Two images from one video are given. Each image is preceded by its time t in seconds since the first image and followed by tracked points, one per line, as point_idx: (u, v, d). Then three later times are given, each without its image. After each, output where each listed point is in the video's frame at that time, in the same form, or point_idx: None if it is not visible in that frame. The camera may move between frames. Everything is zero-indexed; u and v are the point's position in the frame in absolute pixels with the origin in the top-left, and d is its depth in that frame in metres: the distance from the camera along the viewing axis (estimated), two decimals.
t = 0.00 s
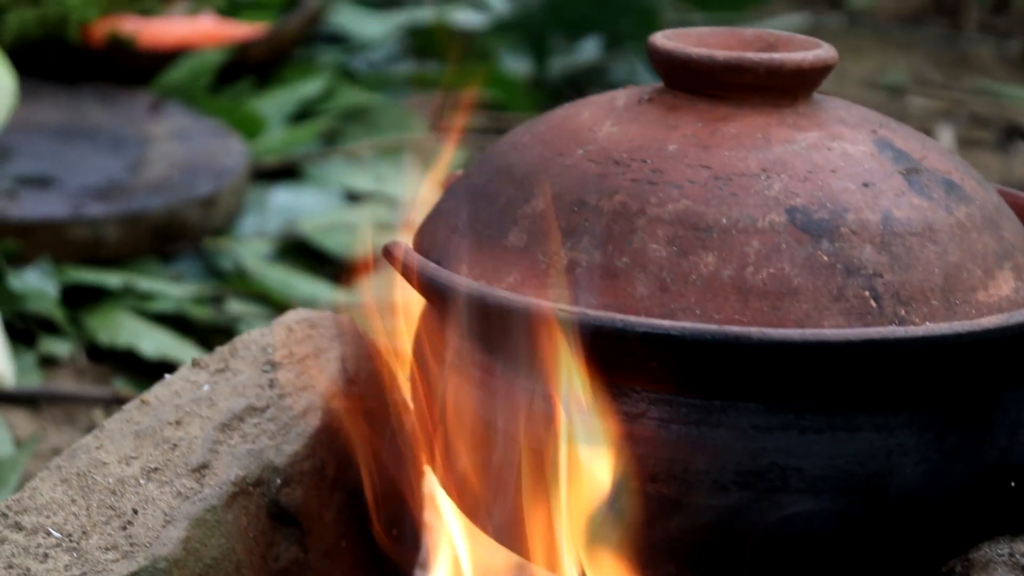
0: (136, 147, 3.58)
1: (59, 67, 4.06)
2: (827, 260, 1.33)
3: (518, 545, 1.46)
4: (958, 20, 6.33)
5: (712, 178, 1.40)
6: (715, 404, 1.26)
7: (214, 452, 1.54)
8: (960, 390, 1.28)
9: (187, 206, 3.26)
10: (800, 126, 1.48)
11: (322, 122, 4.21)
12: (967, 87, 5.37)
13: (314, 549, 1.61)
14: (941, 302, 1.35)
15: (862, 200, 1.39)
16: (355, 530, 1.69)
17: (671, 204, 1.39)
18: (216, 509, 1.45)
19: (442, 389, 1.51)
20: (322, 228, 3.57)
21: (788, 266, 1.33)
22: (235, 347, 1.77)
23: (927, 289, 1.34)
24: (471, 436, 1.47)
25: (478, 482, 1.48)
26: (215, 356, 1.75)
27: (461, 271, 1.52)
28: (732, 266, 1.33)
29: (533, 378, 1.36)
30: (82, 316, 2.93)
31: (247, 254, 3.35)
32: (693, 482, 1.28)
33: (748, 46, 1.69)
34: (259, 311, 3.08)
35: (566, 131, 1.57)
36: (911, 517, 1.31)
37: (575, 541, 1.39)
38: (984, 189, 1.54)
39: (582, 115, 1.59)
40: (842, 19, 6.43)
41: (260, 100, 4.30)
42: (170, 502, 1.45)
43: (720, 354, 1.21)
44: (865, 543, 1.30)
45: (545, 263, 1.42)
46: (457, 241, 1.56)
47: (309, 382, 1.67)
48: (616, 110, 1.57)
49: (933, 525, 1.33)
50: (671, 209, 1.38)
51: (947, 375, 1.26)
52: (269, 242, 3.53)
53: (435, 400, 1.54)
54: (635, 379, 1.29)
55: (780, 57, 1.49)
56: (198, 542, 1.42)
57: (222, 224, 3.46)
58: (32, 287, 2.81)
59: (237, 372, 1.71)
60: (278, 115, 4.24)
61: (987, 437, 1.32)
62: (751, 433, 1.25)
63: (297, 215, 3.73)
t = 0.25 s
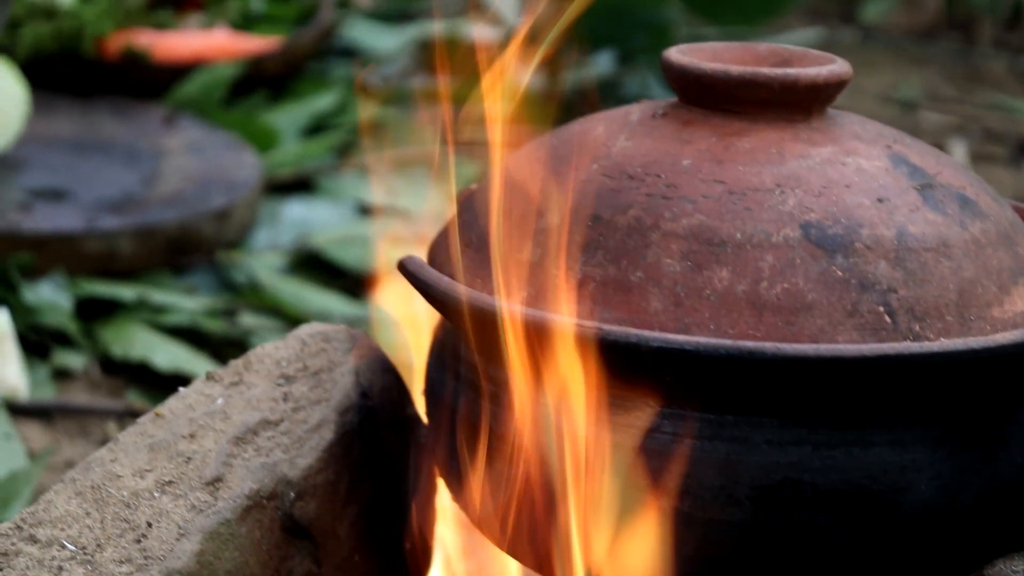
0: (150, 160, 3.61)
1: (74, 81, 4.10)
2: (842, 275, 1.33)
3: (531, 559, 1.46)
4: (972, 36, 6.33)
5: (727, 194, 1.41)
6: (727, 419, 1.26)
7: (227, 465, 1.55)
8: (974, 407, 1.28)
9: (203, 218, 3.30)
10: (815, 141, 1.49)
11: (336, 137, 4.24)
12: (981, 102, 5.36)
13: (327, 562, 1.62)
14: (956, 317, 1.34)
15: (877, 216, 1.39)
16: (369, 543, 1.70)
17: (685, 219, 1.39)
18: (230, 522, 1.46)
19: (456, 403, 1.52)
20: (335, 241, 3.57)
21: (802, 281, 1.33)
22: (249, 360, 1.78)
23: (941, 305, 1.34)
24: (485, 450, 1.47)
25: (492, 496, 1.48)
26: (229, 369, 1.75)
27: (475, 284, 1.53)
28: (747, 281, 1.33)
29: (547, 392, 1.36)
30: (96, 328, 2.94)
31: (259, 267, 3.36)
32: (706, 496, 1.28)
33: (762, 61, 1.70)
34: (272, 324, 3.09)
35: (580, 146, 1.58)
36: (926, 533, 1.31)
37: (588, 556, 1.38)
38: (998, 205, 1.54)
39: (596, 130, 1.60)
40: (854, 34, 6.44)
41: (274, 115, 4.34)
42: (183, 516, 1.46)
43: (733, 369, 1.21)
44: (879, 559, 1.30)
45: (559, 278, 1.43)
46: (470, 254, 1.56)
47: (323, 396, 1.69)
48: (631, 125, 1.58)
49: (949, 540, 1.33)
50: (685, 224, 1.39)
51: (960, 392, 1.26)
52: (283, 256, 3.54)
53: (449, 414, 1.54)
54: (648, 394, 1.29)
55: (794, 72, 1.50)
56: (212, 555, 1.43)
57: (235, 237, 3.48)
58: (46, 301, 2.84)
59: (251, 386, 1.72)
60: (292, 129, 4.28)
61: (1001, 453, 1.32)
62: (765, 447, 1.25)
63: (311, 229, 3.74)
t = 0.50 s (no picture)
0: (165, 172, 3.64)
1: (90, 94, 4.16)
2: (857, 289, 1.33)
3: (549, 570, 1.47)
4: (988, 50, 6.32)
5: (743, 207, 1.41)
6: (743, 433, 1.25)
7: (243, 477, 1.56)
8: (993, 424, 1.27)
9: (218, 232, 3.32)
10: (831, 155, 1.49)
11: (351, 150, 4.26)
12: (997, 116, 5.35)
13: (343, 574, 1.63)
14: (972, 332, 1.34)
15: (893, 229, 1.39)
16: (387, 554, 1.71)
17: (701, 233, 1.39)
18: (245, 535, 1.47)
19: (471, 416, 1.52)
20: (349, 253, 3.57)
21: (818, 295, 1.33)
22: (264, 373, 1.80)
23: (957, 319, 1.34)
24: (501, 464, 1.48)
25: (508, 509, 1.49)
26: (244, 382, 1.77)
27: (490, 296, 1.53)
28: (762, 295, 1.34)
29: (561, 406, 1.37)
30: (111, 340, 2.96)
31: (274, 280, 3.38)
32: (721, 510, 1.28)
33: (778, 74, 1.70)
34: (288, 335, 3.11)
35: (596, 159, 1.58)
36: (941, 547, 1.31)
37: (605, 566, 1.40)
38: (1015, 219, 1.53)
39: (612, 144, 1.61)
40: (870, 48, 6.43)
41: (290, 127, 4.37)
42: (199, 528, 1.47)
43: (749, 382, 1.21)
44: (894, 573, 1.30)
45: (574, 291, 1.43)
46: (486, 267, 1.57)
47: (338, 409, 1.70)
48: (646, 138, 1.59)
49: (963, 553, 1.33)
50: (701, 238, 1.39)
51: (978, 407, 1.25)
52: (298, 268, 3.56)
53: (464, 427, 1.55)
54: (662, 406, 1.28)
55: (809, 86, 1.50)
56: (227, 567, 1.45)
57: (251, 249, 3.50)
58: (61, 311, 2.85)
59: (266, 399, 1.73)
60: (308, 141, 4.30)
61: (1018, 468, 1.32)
62: (781, 462, 1.25)
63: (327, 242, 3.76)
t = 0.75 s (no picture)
0: (184, 185, 3.68)
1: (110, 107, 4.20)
2: (876, 303, 1.33)
3: None
4: (1008, 63, 6.30)
5: (761, 221, 1.41)
6: (762, 447, 1.26)
7: (261, 491, 1.57)
8: (1012, 439, 1.27)
9: (237, 247, 3.35)
10: (850, 169, 1.49)
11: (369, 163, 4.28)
12: (1017, 129, 5.32)
13: None
14: (991, 346, 1.34)
15: (912, 243, 1.39)
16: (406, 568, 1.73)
17: (719, 246, 1.40)
18: (264, 547, 1.50)
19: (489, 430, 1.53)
20: (367, 267, 3.58)
21: (837, 308, 1.33)
22: (283, 386, 1.80)
23: (977, 333, 1.34)
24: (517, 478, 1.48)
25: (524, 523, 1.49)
26: (263, 395, 1.78)
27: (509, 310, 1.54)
28: (781, 309, 1.34)
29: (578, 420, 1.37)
30: (130, 353, 2.97)
31: (292, 293, 3.40)
32: (739, 525, 1.28)
33: (797, 87, 1.71)
34: (306, 348, 3.12)
35: (614, 172, 1.59)
36: (961, 562, 1.30)
37: None
38: None
39: (630, 157, 1.62)
40: (888, 61, 6.42)
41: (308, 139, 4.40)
42: (218, 540, 1.48)
43: (767, 397, 1.21)
44: None
45: (593, 304, 1.44)
46: (504, 280, 1.58)
47: (357, 422, 1.71)
48: (665, 152, 1.60)
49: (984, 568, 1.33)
50: (719, 251, 1.40)
51: (998, 422, 1.25)
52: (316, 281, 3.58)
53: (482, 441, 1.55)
54: (682, 420, 1.29)
55: (829, 100, 1.50)
56: None
57: (269, 263, 3.53)
58: (82, 321, 2.88)
59: (285, 412, 1.74)
60: (325, 154, 4.33)
61: None
62: (800, 475, 1.25)
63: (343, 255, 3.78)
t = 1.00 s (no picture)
0: (202, 197, 3.71)
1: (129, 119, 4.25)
2: (895, 316, 1.33)
3: None
4: None
5: (780, 234, 1.41)
6: (780, 460, 1.26)
7: (280, 502, 1.59)
8: None
9: (255, 259, 3.36)
10: (869, 182, 1.49)
11: (387, 176, 4.30)
12: None
13: None
14: (1011, 360, 1.34)
15: (931, 257, 1.39)
16: None
17: (738, 259, 1.40)
18: (282, 559, 1.50)
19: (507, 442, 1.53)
20: (385, 279, 3.60)
21: (856, 322, 1.33)
22: (301, 398, 1.82)
23: (996, 347, 1.34)
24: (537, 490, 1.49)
25: (544, 535, 1.49)
26: (281, 407, 1.79)
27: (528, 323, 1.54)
28: (800, 322, 1.34)
29: (597, 432, 1.38)
30: (148, 364, 3.01)
31: (312, 306, 3.43)
32: (758, 538, 1.28)
33: (816, 101, 1.71)
34: (323, 360, 3.15)
35: (633, 185, 1.60)
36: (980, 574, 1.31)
37: None
38: None
39: (649, 170, 1.62)
40: (905, 74, 6.40)
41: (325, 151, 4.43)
42: (236, 552, 1.49)
43: (786, 410, 1.21)
44: None
45: (612, 318, 1.45)
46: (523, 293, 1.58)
47: (375, 434, 1.73)
48: (684, 165, 1.60)
49: None
50: (738, 264, 1.40)
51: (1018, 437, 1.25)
52: (335, 293, 3.60)
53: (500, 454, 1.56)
54: (700, 433, 1.29)
55: (848, 113, 1.50)
56: None
57: (287, 275, 3.55)
58: (101, 332, 2.89)
59: (303, 423, 1.76)
60: (341, 166, 4.35)
61: None
62: (819, 489, 1.25)
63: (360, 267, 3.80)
